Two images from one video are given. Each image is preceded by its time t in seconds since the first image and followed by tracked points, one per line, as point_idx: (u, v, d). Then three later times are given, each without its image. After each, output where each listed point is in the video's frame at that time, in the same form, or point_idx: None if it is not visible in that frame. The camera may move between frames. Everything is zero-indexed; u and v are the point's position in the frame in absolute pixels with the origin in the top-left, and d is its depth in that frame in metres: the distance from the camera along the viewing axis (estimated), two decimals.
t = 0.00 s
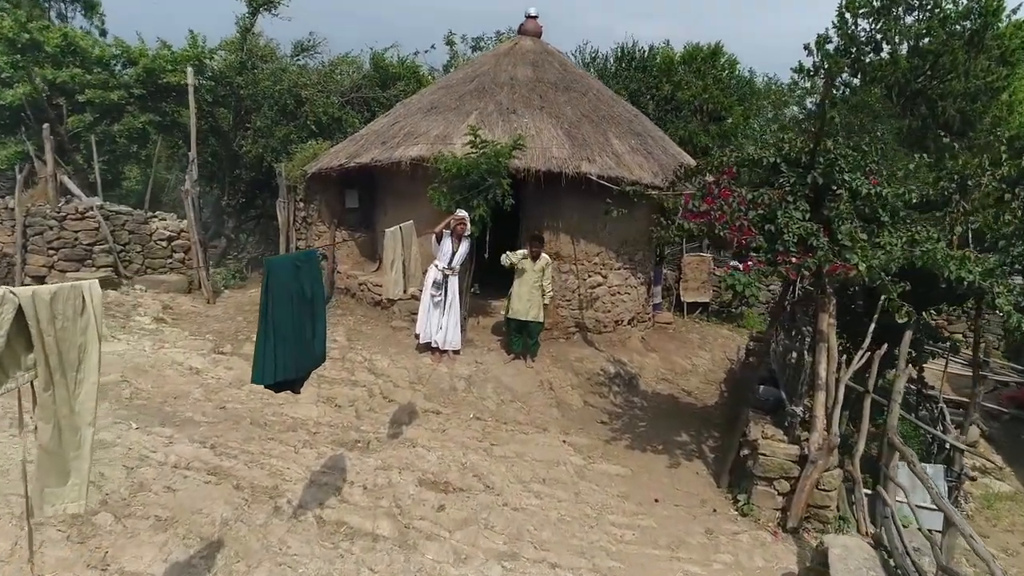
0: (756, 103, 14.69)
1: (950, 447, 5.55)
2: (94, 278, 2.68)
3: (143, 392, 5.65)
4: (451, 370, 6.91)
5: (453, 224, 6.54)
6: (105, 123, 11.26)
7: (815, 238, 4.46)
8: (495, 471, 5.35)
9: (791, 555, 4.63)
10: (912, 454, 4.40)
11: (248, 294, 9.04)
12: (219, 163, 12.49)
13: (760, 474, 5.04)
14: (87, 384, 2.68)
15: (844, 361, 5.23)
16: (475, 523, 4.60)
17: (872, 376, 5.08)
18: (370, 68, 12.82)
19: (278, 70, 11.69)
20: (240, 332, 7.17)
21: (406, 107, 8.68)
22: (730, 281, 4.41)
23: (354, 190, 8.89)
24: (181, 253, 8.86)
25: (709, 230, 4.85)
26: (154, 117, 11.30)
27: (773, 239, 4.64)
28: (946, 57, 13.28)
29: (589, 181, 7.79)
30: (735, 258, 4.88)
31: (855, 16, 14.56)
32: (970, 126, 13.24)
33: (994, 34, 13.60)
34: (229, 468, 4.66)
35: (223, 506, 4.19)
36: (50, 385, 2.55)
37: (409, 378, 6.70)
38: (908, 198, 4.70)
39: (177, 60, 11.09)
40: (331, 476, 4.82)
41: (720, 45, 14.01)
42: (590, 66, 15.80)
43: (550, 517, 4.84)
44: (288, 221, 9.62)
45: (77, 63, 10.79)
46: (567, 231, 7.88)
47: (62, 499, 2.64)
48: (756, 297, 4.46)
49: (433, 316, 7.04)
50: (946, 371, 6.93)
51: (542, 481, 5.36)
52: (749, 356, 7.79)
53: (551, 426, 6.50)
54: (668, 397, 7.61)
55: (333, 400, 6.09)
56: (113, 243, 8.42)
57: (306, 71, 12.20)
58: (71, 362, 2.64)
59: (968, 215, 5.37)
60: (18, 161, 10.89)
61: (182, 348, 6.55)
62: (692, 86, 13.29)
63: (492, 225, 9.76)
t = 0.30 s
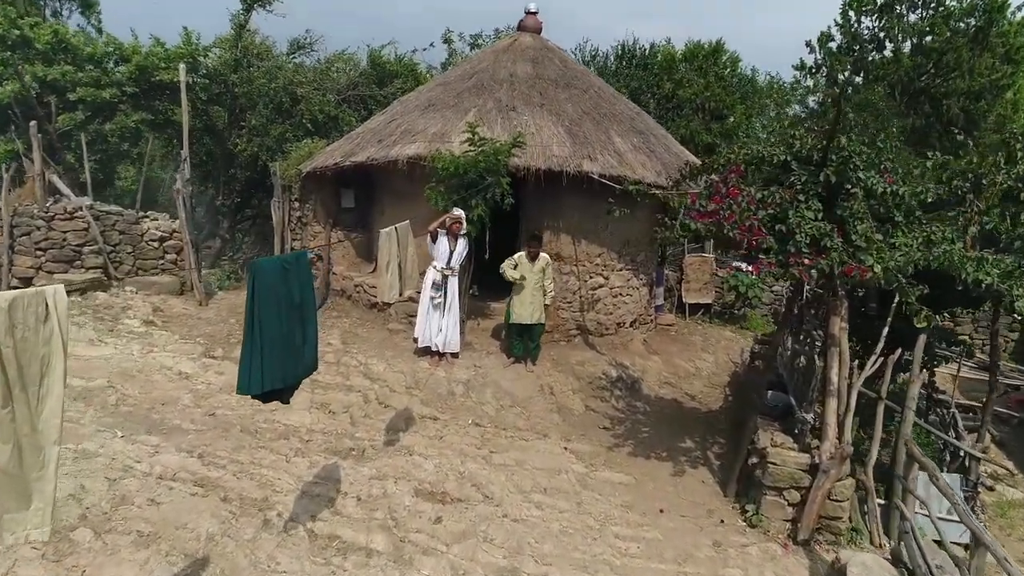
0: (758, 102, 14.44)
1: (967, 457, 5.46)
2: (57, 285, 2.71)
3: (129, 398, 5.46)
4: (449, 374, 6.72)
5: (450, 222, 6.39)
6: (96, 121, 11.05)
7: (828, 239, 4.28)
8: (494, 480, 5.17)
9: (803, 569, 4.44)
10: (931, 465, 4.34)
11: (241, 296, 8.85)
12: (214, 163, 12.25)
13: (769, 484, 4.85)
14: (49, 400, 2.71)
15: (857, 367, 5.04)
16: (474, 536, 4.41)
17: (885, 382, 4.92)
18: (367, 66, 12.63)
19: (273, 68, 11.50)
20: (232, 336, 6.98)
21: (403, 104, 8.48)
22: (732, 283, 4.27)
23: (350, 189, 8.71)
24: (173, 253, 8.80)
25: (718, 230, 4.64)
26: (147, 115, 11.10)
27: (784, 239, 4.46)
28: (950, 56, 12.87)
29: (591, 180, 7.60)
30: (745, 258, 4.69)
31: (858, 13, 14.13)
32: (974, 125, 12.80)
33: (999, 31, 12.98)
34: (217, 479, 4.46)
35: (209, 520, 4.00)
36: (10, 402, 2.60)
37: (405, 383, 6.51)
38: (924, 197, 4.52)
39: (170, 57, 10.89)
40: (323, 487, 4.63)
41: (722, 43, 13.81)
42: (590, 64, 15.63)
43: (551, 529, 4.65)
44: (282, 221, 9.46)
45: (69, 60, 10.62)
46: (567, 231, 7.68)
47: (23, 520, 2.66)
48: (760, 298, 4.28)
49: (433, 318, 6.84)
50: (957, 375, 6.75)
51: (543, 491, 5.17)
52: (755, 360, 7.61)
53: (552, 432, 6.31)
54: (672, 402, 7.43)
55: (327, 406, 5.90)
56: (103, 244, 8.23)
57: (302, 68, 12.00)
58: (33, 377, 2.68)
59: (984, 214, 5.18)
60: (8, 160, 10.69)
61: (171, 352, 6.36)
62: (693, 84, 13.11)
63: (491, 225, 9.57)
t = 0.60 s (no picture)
0: (761, 100, 14.29)
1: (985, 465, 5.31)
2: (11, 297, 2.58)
3: (115, 405, 5.26)
4: (447, 380, 6.53)
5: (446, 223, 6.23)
6: (88, 120, 10.84)
7: (843, 240, 4.09)
8: (494, 491, 4.97)
9: None
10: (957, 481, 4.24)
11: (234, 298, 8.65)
12: (208, 162, 11.99)
13: (780, 495, 4.66)
14: (8, 418, 2.64)
15: (870, 373, 4.85)
16: (473, 552, 4.22)
17: (901, 389, 4.74)
18: (364, 63, 12.45)
19: (269, 66, 11.32)
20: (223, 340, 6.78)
21: (400, 102, 8.28)
22: (733, 284, 4.18)
23: (347, 189, 8.50)
24: (165, 255, 8.62)
25: (727, 231, 4.43)
26: (140, 114, 10.89)
27: (796, 241, 4.28)
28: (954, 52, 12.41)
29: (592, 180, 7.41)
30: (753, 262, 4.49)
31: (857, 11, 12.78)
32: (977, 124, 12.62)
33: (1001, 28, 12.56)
34: (204, 492, 4.27)
35: (195, 537, 3.81)
36: None
37: (402, 388, 6.32)
38: (943, 197, 4.33)
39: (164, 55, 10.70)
40: (316, 499, 4.44)
41: (724, 40, 13.63)
42: (590, 62, 15.46)
43: (553, 542, 4.45)
44: (277, 221, 9.27)
45: (59, 57, 10.53)
46: (569, 231, 7.49)
47: None
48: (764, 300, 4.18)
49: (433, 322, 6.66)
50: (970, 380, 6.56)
51: (544, 502, 4.98)
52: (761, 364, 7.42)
53: (553, 439, 6.12)
54: (676, 406, 7.24)
55: (320, 413, 5.70)
56: (92, 245, 8.04)
57: (298, 66, 11.81)
58: None
59: (1001, 215, 4.98)
60: None
61: (160, 357, 6.16)
62: (695, 82, 12.93)
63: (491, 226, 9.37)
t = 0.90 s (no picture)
0: (763, 98, 14.09)
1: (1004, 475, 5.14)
2: None
3: (100, 413, 5.07)
4: (445, 385, 6.33)
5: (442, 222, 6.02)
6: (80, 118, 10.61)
7: (861, 242, 3.90)
8: (494, 502, 4.77)
9: None
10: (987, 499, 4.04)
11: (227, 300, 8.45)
12: (202, 161, 11.79)
13: (792, 507, 4.48)
14: None
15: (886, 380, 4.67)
16: (472, 568, 4.02)
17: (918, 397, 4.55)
18: (361, 61, 12.26)
19: (264, 63, 11.11)
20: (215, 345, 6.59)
21: (397, 99, 8.08)
22: (738, 285, 4.39)
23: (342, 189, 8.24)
24: (156, 256, 8.39)
25: (738, 232, 4.28)
26: (132, 112, 10.68)
27: (810, 242, 4.09)
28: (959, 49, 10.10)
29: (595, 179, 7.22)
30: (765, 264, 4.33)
31: None
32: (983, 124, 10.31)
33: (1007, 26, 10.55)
34: (190, 506, 4.07)
35: (178, 556, 3.62)
36: None
37: (399, 394, 6.12)
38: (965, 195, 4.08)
39: (157, 52, 10.49)
40: (307, 513, 4.24)
41: (727, 37, 13.44)
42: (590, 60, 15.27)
43: (555, 557, 4.26)
44: (272, 222, 9.07)
45: (50, 55, 10.29)
46: (570, 231, 7.29)
47: None
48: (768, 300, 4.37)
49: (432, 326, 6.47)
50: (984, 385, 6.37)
51: (546, 514, 4.78)
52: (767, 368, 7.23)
53: (555, 446, 5.93)
54: (680, 412, 7.05)
55: (314, 420, 5.50)
56: (81, 246, 7.85)
57: (294, 63, 11.60)
58: None
59: None
60: None
61: (149, 362, 5.96)
62: (697, 81, 12.76)
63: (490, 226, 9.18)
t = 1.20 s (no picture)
0: (766, 96, 13.91)
1: None
2: None
3: (84, 421, 4.87)
4: (443, 391, 6.14)
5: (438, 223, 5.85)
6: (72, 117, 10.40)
7: (880, 243, 3.71)
8: (494, 514, 4.58)
9: None
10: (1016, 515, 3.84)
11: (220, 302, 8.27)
12: (197, 160, 11.61)
13: (805, 520, 4.28)
14: None
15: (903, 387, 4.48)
16: None
17: (935, 404, 4.37)
18: (358, 58, 12.06)
19: (259, 60, 10.90)
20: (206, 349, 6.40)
21: (394, 96, 7.88)
22: (742, 286, 4.39)
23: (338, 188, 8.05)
24: (148, 257, 8.24)
25: (750, 233, 4.06)
26: (125, 110, 10.46)
27: (827, 243, 3.91)
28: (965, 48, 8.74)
29: (597, 178, 7.04)
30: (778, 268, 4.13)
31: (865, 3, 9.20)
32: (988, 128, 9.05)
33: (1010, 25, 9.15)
34: (174, 521, 3.87)
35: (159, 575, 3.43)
36: None
37: (395, 400, 5.93)
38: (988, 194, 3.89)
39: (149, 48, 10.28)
40: (298, 528, 4.04)
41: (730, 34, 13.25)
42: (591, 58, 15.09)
43: (559, 573, 4.07)
44: (266, 222, 8.89)
45: (40, 52, 10.02)
46: (572, 231, 7.10)
47: None
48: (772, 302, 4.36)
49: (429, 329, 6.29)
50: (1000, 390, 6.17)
51: (549, 526, 4.59)
52: (774, 372, 7.04)
53: (556, 454, 5.74)
54: (685, 417, 6.87)
55: (307, 428, 5.29)
56: (70, 247, 7.65)
57: (290, 60, 11.41)
58: None
59: None
60: None
61: (137, 367, 5.76)
62: (700, 78, 12.58)
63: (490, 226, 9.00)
